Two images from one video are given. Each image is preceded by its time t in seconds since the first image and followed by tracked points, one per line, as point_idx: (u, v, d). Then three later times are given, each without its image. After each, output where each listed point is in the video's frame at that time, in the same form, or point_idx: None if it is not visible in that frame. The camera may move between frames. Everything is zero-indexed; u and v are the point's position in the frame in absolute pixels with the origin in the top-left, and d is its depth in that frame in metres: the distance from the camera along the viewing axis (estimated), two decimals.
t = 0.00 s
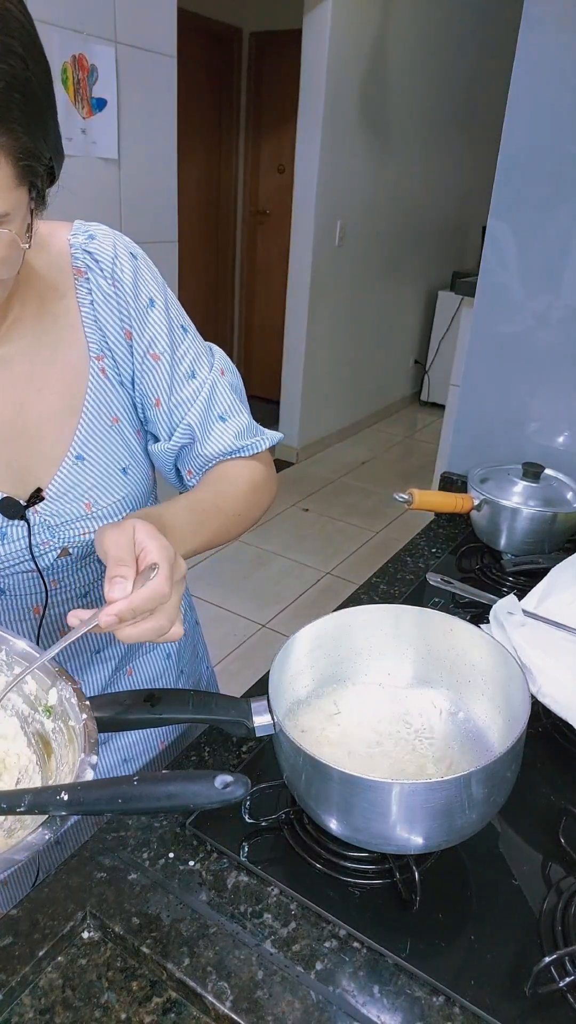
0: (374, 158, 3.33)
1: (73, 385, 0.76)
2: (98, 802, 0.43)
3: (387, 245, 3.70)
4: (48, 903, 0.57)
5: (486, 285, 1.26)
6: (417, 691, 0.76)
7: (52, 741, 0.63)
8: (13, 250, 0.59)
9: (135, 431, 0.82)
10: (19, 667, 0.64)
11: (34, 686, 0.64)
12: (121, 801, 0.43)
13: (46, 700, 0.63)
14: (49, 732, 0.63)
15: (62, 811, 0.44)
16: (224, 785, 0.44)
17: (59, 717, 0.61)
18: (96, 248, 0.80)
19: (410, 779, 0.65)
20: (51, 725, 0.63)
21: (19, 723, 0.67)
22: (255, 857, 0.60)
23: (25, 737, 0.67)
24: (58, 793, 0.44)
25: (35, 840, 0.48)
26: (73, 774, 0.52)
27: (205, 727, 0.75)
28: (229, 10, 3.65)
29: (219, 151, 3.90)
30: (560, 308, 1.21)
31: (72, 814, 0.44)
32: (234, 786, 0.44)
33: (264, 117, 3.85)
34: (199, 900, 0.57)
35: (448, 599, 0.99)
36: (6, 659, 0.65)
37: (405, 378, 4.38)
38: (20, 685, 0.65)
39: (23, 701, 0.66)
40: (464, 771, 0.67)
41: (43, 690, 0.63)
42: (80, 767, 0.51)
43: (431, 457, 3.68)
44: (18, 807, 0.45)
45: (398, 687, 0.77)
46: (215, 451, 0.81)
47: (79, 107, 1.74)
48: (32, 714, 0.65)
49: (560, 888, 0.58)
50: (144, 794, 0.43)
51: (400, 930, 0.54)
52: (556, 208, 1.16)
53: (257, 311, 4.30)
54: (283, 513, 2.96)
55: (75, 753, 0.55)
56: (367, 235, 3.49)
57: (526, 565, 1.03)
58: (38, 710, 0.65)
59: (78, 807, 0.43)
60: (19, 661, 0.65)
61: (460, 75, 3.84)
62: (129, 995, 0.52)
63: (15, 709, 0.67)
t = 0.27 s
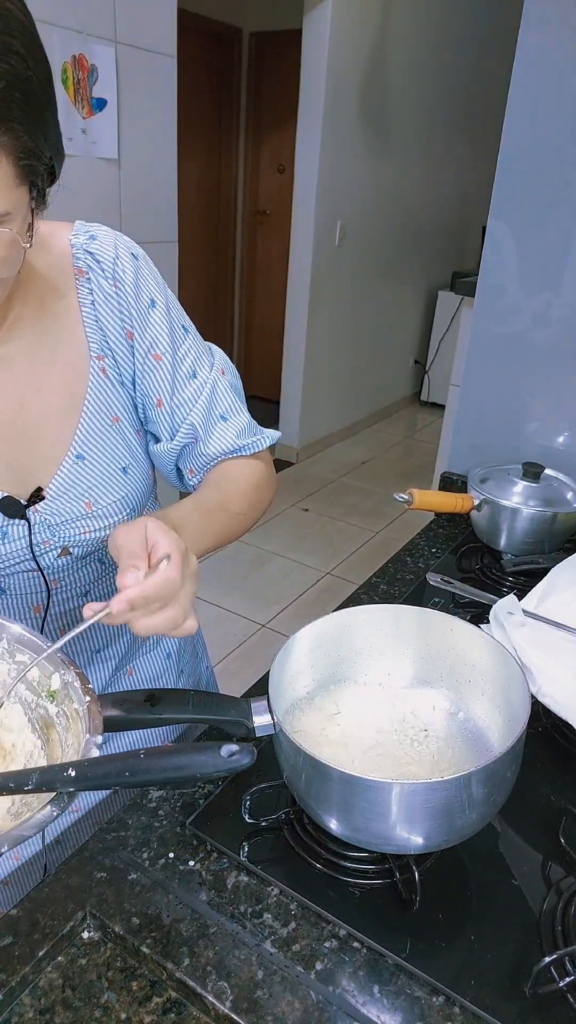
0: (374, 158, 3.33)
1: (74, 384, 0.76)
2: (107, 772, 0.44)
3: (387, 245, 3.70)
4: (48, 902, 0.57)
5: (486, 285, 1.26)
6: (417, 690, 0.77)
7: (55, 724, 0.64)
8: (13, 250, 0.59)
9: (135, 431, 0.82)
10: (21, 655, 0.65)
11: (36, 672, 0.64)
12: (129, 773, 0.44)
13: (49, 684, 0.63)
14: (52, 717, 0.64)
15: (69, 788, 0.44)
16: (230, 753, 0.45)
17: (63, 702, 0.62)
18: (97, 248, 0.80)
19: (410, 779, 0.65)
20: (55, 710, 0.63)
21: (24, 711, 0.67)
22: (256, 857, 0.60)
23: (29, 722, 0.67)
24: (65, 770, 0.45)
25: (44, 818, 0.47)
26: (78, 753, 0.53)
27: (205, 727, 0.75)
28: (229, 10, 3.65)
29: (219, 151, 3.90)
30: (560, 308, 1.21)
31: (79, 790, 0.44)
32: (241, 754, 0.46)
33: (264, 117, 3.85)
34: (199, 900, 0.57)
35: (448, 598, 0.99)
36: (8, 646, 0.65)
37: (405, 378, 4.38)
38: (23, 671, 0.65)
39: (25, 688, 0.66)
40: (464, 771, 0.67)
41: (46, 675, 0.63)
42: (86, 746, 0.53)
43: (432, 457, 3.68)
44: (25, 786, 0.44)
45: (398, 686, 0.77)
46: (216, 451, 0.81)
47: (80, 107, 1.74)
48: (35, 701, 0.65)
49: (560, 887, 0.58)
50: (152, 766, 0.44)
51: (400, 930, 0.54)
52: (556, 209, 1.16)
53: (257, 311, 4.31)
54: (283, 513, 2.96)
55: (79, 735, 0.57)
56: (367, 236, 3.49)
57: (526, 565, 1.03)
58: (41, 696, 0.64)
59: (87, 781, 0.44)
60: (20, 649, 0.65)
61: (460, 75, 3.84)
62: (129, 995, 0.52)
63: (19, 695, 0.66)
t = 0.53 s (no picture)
0: (374, 158, 3.33)
1: (74, 384, 0.76)
2: (111, 764, 0.43)
3: (387, 245, 3.70)
4: (48, 902, 0.57)
5: (486, 285, 1.26)
6: (417, 690, 0.77)
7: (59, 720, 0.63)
8: (14, 250, 0.59)
9: (136, 431, 0.82)
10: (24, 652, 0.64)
11: (40, 667, 0.63)
12: (133, 765, 0.43)
13: (53, 680, 0.62)
14: (56, 711, 0.63)
15: (75, 780, 0.43)
16: (235, 742, 0.45)
17: (67, 698, 0.61)
18: (98, 248, 0.80)
19: (410, 779, 0.65)
20: (59, 705, 0.63)
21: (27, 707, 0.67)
22: (255, 857, 0.60)
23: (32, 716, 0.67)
24: (71, 762, 0.44)
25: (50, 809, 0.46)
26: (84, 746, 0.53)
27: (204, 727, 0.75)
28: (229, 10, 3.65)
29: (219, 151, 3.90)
30: (560, 308, 1.21)
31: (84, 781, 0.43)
32: (245, 744, 0.46)
33: (264, 117, 3.85)
34: (199, 901, 0.57)
35: (448, 598, 0.99)
36: (11, 643, 0.64)
37: (405, 378, 4.38)
38: (26, 667, 0.65)
39: (29, 684, 0.65)
40: (464, 770, 0.67)
41: (49, 672, 0.62)
42: (90, 740, 0.52)
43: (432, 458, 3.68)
44: (29, 779, 0.43)
45: (398, 686, 0.77)
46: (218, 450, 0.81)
47: (79, 107, 1.74)
48: (39, 697, 0.65)
49: (560, 888, 0.58)
50: (156, 756, 0.44)
51: (400, 930, 0.54)
52: (556, 209, 1.16)
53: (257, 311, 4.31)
54: (283, 513, 2.96)
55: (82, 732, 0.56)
56: (367, 236, 3.49)
57: (526, 565, 1.03)
58: (45, 692, 0.64)
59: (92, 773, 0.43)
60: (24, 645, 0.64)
61: (460, 75, 3.83)
62: (129, 995, 0.52)
63: (21, 692, 0.67)
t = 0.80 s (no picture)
0: (374, 158, 3.33)
1: (75, 384, 0.76)
2: (100, 781, 0.43)
3: (387, 245, 3.70)
4: (48, 903, 0.57)
5: (486, 285, 1.26)
6: (417, 691, 0.77)
7: (52, 731, 0.62)
8: (14, 249, 0.59)
9: (138, 430, 0.82)
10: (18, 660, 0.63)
11: (34, 677, 0.63)
12: (123, 781, 0.43)
13: (47, 691, 0.61)
14: (49, 721, 0.62)
15: (64, 795, 0.44)
16: (225, 762, 0.44)
17: (60, 709, 0.60)
18: (99, 248, 0.80)
19: (410, 779, 0.65)
20: (52, 716, 0.61)
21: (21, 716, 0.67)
22: (256, 857, 0.60)
23: (26, 727, 0.67)
24: (62, 777, 0.44)
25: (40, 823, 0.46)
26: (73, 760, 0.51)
27: (205, 727, 0.75)
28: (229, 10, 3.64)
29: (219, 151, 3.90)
30: (560, 307, 1.21)
31: (74, 797, 0.43)
32: (237, 764, 0.44)
33: (264, 117, 3.85)
34: (199, 901, 0.57)
35: (448, 599, 0.99)
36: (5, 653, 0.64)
37: (405, 378, 4.38)
38: (22, 677, 0.64)
39: (23, 693, 0.64)
40: (464, 770, 0.67)
41: (43, 682, 0.62)
42: (80, 754, 0.50)
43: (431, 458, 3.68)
44: (20, 792, 0.44)
45: (398, 686, 0.77)
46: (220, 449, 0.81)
47: (79, 107, 1.73)
48: (32, 706, 0.64)
49: (560, 888, 0.58)
50: (147, 775, 0.43)
51: (400, 930, 0.54)
52: (556, 208, 1.16)
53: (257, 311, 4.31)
54: (283, 513, 2.96)
55: (75, 741, 0.54)
56: (368, 236, 3.49)
57: (527, 565, 1.03)
58: (38, 702, 0.63)
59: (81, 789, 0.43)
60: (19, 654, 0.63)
61: (460, 75, 3.83)
62: (129, 995, 0.52)
63: (15, 702, 0.66)
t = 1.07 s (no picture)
0: (374, 158, 3.33)
1: (74, 385, 0.76)
2: (105, 778, 0.43)
3: (387, 245, 3.70)
4: (48, 902, 0.57)
5: (486, 285, 1.26)
6: (417, 691, 0.77)
7: (54, 734, 0.62)
8: (13, 250, 0.59)
9: (136, 432, 0.82)
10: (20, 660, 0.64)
11: (35, 676, 0.63)
12: (128, 778, 0.43)
13: (49, 690, 0.61)
14: (51, 723, 0.62)
15: (69, 790, 0.44)
16: (231, 760, 0.43)
17: (61, 709, 0.60)
18: (99, 249, 0.80)
19: (410, 779, 0.65)
20: (54, 716, 0.62)
21: (23, 715, 0.67)
22: (256, 857, 0.60)
23: (27, 726, 0.67)
24: (66, 773, 0.44)
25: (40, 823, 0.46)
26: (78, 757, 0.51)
27: (205, 727, 0.75)
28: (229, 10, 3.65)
29: (219, 151, 3.90)
30: (560, 307, 1.21)
31: (79, 794, 0.43)
32: (241, 762, 0.43)
33: (264, 117, 3.85)
34: (199, 901, 0.57)
35: (448, 599, 0.99)
36: (8, 651, 0.65)
37: (405, 378, 4.38)
38: (23, 676, 0.64)
39: (25, 693, 0.65)
40: (464, 770, 0.67)
41: (44, 681, 0.62)
42: (84, 751, 0.50)
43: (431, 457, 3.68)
44: (22, 787, 0.44)
45: (398, 686, 0.77)
46: (213, 455, 0.82)
47: (79, 107, 1.73)
48: (34, 706, 0.64)
49: (560, 888, 0.58)
50: (151, 771, 0.43)
51: (400, 930, 0.54)
52: (556, 208, 1.16)
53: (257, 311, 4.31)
54: (283, 513, 2.96)
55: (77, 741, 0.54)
56: (367, 236, 3.49)
57: (526, 565, 1.03)
58: (41, 702, 0.63)
59: (85, 785, 0.43)
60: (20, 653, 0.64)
61: (460, 75, 3.83)
62: (129, 995, 0.52)
63: (17, 702, 0.66)
